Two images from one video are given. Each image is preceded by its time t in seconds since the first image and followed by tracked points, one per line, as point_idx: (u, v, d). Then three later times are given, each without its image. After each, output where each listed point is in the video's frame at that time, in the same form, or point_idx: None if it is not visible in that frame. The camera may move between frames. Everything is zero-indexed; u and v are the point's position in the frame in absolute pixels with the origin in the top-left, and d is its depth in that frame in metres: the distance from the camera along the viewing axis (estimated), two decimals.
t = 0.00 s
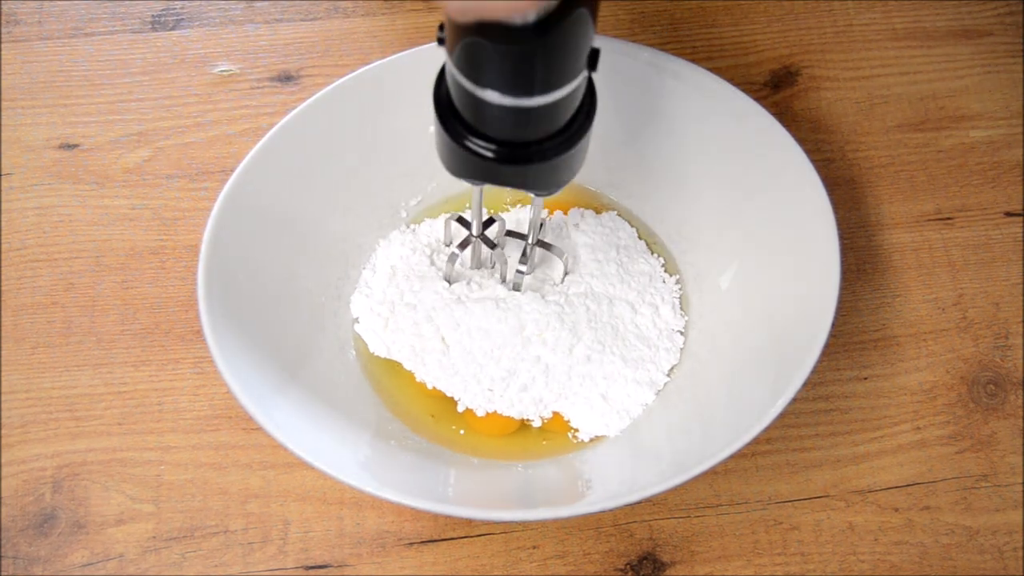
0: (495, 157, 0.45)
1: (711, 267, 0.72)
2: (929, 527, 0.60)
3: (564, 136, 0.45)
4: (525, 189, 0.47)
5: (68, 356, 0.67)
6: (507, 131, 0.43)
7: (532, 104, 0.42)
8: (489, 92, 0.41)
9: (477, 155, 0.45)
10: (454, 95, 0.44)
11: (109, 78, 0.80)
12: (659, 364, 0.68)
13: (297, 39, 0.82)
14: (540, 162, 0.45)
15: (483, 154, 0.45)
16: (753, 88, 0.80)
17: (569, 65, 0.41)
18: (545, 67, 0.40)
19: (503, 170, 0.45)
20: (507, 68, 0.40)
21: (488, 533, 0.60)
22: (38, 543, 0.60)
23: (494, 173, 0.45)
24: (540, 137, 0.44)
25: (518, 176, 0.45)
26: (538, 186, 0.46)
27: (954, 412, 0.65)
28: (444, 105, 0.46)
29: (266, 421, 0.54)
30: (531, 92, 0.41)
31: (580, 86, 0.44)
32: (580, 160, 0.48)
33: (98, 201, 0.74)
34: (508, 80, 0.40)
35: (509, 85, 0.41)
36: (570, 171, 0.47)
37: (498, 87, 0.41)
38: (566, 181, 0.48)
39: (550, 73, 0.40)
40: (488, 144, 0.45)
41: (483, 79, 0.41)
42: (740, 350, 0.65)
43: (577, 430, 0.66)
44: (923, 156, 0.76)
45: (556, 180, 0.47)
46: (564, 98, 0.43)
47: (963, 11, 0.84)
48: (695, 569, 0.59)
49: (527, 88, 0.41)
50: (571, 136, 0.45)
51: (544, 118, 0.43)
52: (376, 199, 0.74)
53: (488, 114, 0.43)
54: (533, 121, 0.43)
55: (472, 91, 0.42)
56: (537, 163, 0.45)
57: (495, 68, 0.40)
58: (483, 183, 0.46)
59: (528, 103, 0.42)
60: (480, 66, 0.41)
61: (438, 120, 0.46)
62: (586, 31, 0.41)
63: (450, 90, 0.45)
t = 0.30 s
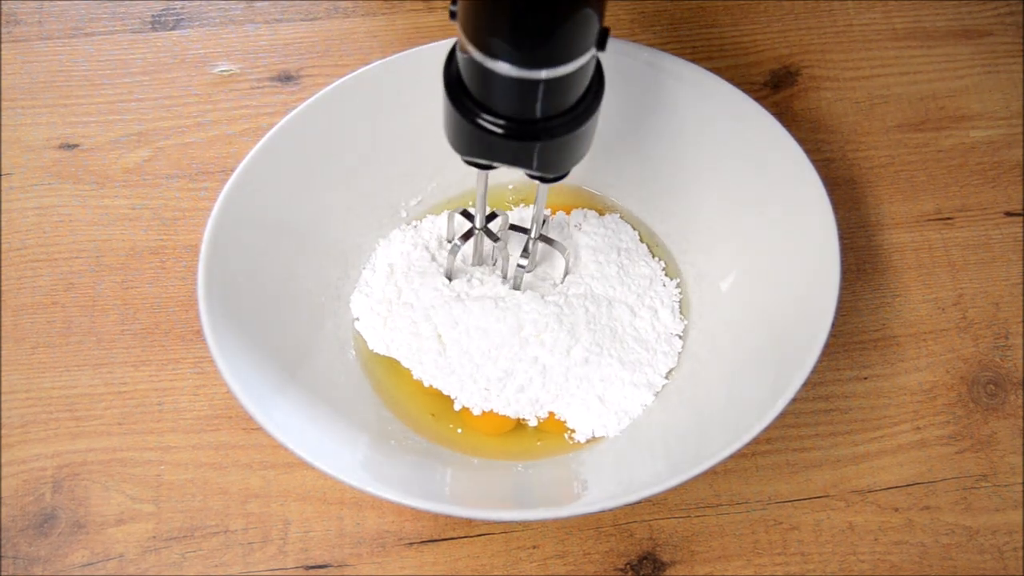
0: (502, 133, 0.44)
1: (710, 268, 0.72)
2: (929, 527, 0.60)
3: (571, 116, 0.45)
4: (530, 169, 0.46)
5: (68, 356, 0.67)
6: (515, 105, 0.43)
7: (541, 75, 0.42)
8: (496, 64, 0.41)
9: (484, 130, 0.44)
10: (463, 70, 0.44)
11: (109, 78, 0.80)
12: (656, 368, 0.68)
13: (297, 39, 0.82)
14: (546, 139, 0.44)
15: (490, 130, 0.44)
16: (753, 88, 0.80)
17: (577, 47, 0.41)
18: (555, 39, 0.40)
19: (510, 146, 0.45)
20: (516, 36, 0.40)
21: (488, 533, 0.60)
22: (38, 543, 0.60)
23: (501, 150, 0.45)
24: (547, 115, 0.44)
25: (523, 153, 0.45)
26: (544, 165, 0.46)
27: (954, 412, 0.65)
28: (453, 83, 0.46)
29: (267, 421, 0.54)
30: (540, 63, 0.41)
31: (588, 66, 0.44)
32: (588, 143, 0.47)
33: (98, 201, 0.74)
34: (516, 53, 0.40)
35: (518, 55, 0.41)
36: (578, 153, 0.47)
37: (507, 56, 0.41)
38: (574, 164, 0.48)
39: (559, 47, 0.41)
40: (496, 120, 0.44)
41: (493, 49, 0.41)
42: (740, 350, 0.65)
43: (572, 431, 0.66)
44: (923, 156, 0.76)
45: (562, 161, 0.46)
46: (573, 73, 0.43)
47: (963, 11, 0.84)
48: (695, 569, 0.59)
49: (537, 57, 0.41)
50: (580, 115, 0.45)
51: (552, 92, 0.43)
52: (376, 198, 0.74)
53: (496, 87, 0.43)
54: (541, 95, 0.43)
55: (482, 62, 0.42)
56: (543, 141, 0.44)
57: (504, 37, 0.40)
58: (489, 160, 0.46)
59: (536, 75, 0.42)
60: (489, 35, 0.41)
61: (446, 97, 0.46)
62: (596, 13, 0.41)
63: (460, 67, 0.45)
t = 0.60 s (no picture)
0: (517, 95, 0.43)
1: (711, 268, 0.72)
2: (929, 527, 0.60)
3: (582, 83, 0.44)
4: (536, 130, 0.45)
5: (68, 356, 0.67)
6: (533, 66, 0.42)
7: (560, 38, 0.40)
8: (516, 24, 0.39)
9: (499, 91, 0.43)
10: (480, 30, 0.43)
11: (109, 78, 0.80)
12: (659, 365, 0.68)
13: (298, 39, 0.82)
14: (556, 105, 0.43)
15: (506, 91, 0.43)
16: (753, 88, 0.80)
17: (601, 14, 0.39)
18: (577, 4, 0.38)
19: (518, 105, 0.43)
20: None
21: (488, 533, 0.60)
22: (38, 543, 0.60)
23: (515, 112, 0.44)
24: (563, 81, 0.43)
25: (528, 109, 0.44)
26: (558, 128, 0.45)
27: (954, 412, 0.65)
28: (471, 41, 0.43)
29: (267, 422, 0.54)
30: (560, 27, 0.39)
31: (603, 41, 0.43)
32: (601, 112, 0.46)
33: (98, 201, 0.74)
34: (536, 20, 0.38)
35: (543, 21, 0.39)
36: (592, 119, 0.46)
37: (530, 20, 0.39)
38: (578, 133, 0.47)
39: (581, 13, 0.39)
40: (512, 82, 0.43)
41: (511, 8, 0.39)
42: (740, 350, 0.65)
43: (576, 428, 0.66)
44: (923, 156, 0.76)
45: (576, 126, 0.45)
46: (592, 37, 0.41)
47: (963, 11, 0.84)
48: (695, 569, 0.59)
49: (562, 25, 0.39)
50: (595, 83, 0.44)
51: (573, 54, 0.41)
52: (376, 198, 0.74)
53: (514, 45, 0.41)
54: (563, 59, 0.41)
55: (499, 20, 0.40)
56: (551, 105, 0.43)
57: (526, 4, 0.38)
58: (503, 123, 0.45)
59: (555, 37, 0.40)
60: None
61: (462, 60, 0.44)
62: None
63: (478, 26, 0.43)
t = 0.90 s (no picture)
0: (475, 137, 0.43)
1: (712, 267, 0.72)
2: (929, 527, 0.60)
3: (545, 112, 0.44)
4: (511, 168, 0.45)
5: (68, 356, 0.67)
6: (482, 107, 0.42)
7: (505, 77, 0.40)
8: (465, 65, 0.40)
9: (456, 135, 0.43)
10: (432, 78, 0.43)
11: (109, 78, 0.80)
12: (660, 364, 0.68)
13: (297, 39, 0.82)
14: (522, 138, 0.43)
15: (463, 134, 0.43)
16: (753, 88, 0.80)
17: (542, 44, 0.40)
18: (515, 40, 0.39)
19: (487, 149, 0.44)
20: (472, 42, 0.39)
21: (488, 533, 0.60)
22: (38, 543, 0.60)
23: (477, 154, 0.44)
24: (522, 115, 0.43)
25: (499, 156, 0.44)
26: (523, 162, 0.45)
27: (954, 412, 0.65)
28: (425, 96, 0.45)
29: (267, 422, 0.54)
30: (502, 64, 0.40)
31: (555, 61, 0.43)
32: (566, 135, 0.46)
33: (98, 201, 0.74)
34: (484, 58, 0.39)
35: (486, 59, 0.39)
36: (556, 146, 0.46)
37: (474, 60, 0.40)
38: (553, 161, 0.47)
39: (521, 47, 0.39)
40: (472, 125, 0.43)
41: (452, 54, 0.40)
42: (741, 349, 0.65)
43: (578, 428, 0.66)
44: (923, 156, 0.76)
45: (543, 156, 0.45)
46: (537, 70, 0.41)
47: (963, 11, 0.84)
48: (695, 569, 0.59)
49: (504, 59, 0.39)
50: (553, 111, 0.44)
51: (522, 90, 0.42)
52: (376, 198, 0.74)
53: (462, 91, 0.42)
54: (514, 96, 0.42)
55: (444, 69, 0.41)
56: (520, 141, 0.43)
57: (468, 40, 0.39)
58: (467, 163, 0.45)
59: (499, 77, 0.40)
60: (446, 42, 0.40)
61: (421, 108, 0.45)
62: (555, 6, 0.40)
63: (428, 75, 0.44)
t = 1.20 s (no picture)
0: (476, 205, 0.43)
1: (713, 267, 0.72)
2: (928, 527, 0.60)
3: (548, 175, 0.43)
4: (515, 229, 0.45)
5: (68, 356, 0.67)
6: (486, 176, 0.42)
7: (512, 150, 0.40)
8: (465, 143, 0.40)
9: (456, 202, 0.43)
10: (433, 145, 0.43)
11: (109, 78, 0.80)
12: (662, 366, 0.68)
13: (298, 39, 0.82)
14: (526, 203, 0.43)
15: (465, 202, 0.43)
16: (753, 88, 0.80)
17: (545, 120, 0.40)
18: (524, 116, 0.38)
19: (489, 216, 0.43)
20: (479, 119, 0.38)
21: (488, 533, 0.60)
22: (38, 543, 0.60)
23: (477, 219, 0.44)
24: (524, 181, 0.43)
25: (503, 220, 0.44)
26: (526, 225, 0.45)
27: (954, 412, 0.65)
28: (424, 154, 0.44)
29: (267, 422, 0.54)
30: (510, 139, 0.39)
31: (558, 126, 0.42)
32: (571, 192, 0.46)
33: (98, 201, 0.74)
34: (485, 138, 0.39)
35: (487, 136, 0.39)
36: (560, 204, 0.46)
37: (475, 137, 0.39)
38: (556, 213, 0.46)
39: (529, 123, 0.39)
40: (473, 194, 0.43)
41: (457, 130, 0.40)
42: (741, 349, 0.65)
43: (581, 430, 0.66)
44: (923, 156, 0.76)
45: (545, 215, 0.45)
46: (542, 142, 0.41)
47: (963, 11, 0.84)
48: (695, 569, 0.59)
49: (507, 135, 0.39)
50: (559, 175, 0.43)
51: (525, 162, 0.41)
52: (376, 196, 0.74)
53: (466, 162, 0.41)
54: (516, 166, 0.41)
55: (446, 141, 0.41)
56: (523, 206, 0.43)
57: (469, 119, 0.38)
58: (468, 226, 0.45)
59: (507, 151, 0.40)
60: (452, 118, 0.39)
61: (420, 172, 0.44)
62: (565, 74, 0.40)
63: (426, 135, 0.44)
